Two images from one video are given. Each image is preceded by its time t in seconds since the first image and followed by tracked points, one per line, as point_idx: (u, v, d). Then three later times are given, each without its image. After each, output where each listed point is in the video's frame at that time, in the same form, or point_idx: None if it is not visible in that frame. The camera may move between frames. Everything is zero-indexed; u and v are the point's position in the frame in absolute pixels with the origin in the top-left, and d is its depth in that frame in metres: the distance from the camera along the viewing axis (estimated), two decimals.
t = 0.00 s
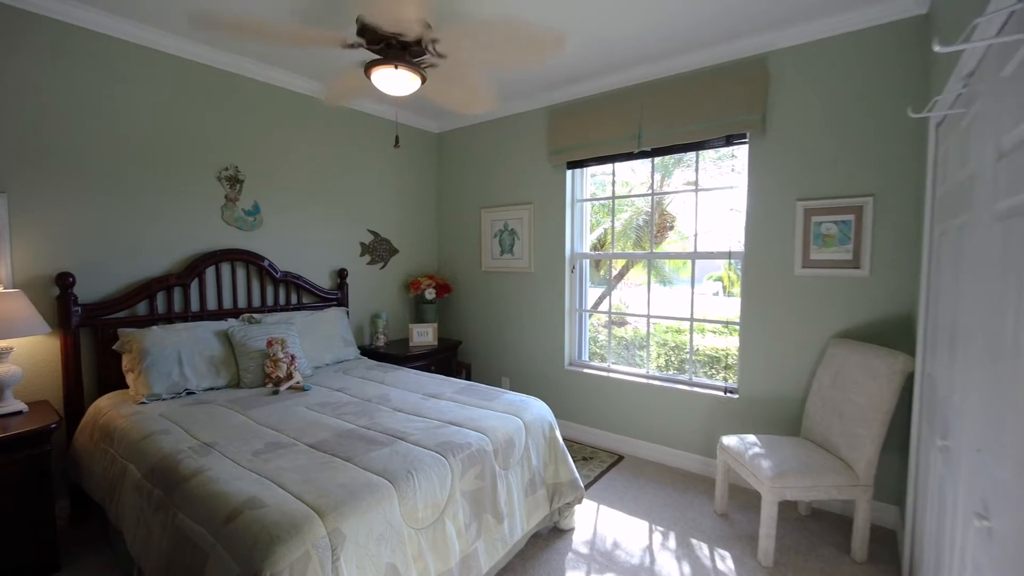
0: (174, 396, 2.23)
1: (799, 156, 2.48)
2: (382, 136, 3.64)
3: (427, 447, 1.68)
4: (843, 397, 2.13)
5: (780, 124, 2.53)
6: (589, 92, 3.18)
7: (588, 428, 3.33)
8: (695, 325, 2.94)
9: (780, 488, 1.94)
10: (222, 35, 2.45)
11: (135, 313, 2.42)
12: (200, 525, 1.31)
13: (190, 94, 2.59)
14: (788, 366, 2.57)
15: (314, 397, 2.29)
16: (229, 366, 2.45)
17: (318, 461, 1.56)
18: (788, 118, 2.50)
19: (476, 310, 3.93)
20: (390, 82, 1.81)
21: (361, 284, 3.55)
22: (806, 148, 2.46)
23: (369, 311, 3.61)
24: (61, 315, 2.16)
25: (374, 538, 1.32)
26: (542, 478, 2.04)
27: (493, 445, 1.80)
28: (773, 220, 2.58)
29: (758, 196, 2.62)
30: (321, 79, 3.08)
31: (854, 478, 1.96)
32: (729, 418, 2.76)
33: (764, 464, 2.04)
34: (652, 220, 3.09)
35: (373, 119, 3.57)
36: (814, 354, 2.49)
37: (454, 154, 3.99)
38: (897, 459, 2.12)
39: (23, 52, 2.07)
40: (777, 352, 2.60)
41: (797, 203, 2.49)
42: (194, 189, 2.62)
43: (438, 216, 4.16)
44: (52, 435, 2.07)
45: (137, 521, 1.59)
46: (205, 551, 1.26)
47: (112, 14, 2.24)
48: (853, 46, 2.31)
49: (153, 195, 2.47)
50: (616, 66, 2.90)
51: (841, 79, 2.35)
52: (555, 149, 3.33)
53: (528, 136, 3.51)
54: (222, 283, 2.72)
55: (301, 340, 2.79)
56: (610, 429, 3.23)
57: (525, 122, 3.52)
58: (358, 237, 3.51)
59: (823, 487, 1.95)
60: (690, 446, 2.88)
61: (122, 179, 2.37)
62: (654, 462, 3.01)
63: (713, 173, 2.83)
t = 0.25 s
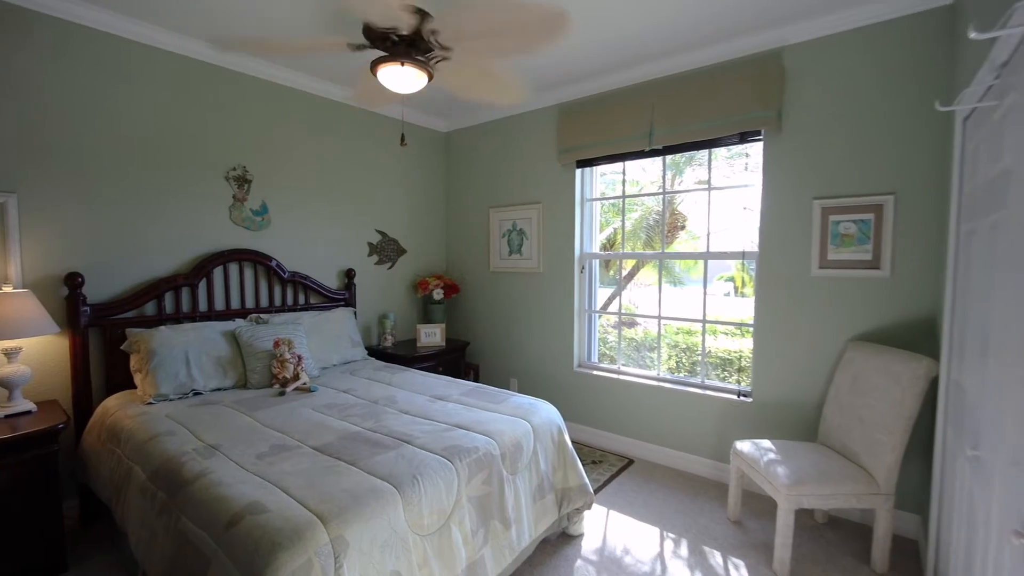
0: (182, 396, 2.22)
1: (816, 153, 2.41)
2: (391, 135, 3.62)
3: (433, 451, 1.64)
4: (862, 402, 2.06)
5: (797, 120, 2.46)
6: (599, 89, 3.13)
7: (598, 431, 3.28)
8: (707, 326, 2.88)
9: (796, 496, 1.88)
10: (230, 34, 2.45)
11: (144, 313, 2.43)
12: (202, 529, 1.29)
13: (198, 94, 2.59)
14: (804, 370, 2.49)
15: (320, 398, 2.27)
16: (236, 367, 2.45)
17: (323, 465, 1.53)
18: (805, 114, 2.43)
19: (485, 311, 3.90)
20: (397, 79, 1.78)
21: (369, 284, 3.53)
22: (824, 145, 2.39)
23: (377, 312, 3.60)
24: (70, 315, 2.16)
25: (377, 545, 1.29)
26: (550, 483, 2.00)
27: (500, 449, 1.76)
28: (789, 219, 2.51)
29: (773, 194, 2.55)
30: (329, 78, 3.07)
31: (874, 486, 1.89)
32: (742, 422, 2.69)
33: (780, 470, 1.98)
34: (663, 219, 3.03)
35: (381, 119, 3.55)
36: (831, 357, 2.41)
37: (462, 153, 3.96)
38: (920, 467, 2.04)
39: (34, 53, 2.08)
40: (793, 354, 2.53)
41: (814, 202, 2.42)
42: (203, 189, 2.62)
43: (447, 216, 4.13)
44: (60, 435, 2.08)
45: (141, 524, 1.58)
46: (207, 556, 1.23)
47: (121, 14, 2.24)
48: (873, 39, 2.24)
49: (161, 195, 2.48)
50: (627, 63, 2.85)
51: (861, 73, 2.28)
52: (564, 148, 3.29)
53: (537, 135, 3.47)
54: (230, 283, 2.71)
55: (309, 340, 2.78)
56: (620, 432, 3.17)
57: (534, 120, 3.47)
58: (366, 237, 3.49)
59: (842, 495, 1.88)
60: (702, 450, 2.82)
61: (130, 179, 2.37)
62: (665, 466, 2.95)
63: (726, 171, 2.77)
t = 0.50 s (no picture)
0: (191, 397, 2.22)
1: (838, 149, 2.32)
2: (400, 134, 3.60)
3: (441, 455, 1.61)
4: (886, 408, 1.98)
5: (817, 115, 2.38)
6: (611, 86, 3.07)
7: (609, 434, 3.22)
8: (722, 328, 2.81)
9: (817, 505, 1.81)
10: (239, 34, 2.44)
11: (154, 314, 2.43)
12: (206, 534, 1.27)
13: (208, 94, 2.59)
14: (824, 373, 2.42)
15: (328, 399, 2.25)
16: (245, 367, 2.44)
17: (329, 468, 1.50)
18: (825, 109, 2.35)
19: (495, 311, 3.86)
20: (405, 76, 1.75)
21: (378, 284, 3.52)
22: (846, 140, 2.31)
23: (386, 312, 3.58)
24: (82, 315, 2.17)
25: (383, 552, 1.26)
26: (561, 489, 1.95)
27: (509, 454, 1.72)
28: (808, 218, 2.43)
29: (792, 192, 2.47)
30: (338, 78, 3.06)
31: (899, 496, 1.81)
32: (759, 427, 2.62)
33: (800, 478, 1.90)
34: (677, 218, 2.96)
35: (391, 118, 3.53)
36: (853, 360, 2.33)
37: (472, 152, 3.93)
38: (947, 476, 1.96)
39: (47, 54, 2.10)
40: (812, 357, 2.45)
41: (835, 200, 2.34)
42: (213, 189, 2.62)
43: (456, 215, 4.10)
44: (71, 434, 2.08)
45: (148, 526, 1.57)
46: (211, 562, 1.21)
47: (132, 15, 2.25)
48: (898, 31, 2.15)
49: (172, 195, 2.48)
50: (640, 58, 2.79)
51: (885, 66, 2.19)
52: (575, 146, 3.24)
53: (548, 133, 3.42)
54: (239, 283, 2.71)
55: (318, 341, 2.76)
56: (632, 435, 3.11)
57: (545, 119, 3.42)
58: (375, 237, 3.48)
59: (865, 505, 1.81)
60: (717, 455, 2.75)
61: (141, 180, 2.38)
62: (678, 471, 2.88)
63: (742, 169, 2.69)
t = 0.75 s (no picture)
0: (199, 397, 2.21)
1: (857, 146, 2.25)
2: (409, 133, 3.58)
3: (448, 459, 1.58)
4: (908, 414, 1.91)
5: (835, 111, 2.31)
6: (622, 83, 3.02)
7: (619, 437, 3.17)
8: (735, 329, 2.74)
9: (836, 514, 1.75)
10: (248, 33, 2.43)
11: (163, 313, 2.43)
12: (209, 538, 1.25)
13: (217, 94, 2.58)
14: (841, 377, 2.35)
15: (335, 400, 2.23)
16: (253, 367, 2.43)
17: (334, 472, 1.48)
18: (844, 104, 2.28)
19: (503, 312, 3.83)
20: (412, 72, 1.73)
21: (386, 284, 3.50)
22: (865, 137, 2.24)
23: (395, 312, 3.56)
24: (92, 315, 2.18)
25: (388, 559, 1.23)
26: (570, 493, 1.91)
27: (518, 458, 1.69)
28: (826, 216, 2.36)
29: (809, 190, 2.40)
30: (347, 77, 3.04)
31: (923, 506, 1.74)
32: (774, 431, 2.55)
33: (818, 485, 1.84)
34: (689, 217, 2.90)
35: (399, 117, 3.51)
36: (872, 363, 2.26)
37: (481, 151, 3.90)
38: (972, 484, 1.89)
39: (58, 55, 2.10)
40: (829, 360, 2.38)
41: (854, 198, 2.27)
42: (222, 189, 2.62)
43: (465, 215, 4.07)
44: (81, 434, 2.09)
45: (153, 527, 1.56)
46: (214, 567, 1.19)
47: (141, 15, 2.25)
48: (921, 23, 2.08)
49: (181, 195, 2.48)
50: (652, 54, 2.74)
51: (907, 59, 2.12)
52: (585, 144, 3.19)
53: (557, 131, 3.38)
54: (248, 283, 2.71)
55: (326, 341, 2.75)
56: (643, 438, 3.06)
57: (554, 117, 3.38)
58: (384, 237, 3.47)
59: (887, 515, 1.74)
60: (730, 459, 2.69)
61: (151, 179, 2.38)
62: (690, 475, 2.82)
63: (756, 167, 2.63)
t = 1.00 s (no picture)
0: (210, 396, 2.21)
1: (882, 141, 2.17)
2: (419, 132, 3.56)
3: (458, 462, 1.55)
4: (937, 419, 1.83)
5: (858, 105, 2.22)
6: (635, 79, 2.96)
7: (632, 440, 3.11)
8: (753, 330, 2.67)
9: (860, 524, 1.68)
10: (259, 33, 2.43)
11: (176, 313, 2.44)
12: (216, 540, 1.24)
13: (229, 94, 2.59)
14: (864, 380, 2.27)
15: (345, 401, 2.22)
16: (264, 367, 2.43)
17: (342, 474, 1.46)
18: (868, 98, 2.20)
19: (514, 311, 3.79)
20: (421, 68, 1.70)
21: (397, 283, 3.49)
22: (890, 131, 2.15)
23: (405, 312, 3.55)
24: (105, 314, 2.19)
25: (395, 565, 1.20)
26: (582, 498, 1.87)
27: (528, 461, 1.65)
28: (848, 214, 2.28)
29: (830, 187, 2.32)
30: (357, 76, 3.03)
31: (953, 517, 1.66)
32: (793, 436, 2.48)
33: (840, 493, 1.77)
34: (705, 215, 2.83)
35: (410, 116, 3.50)
36: (897, 366, 2.18)
37: (492, 150, 3.87)
38: (1005, 494, 1.80)
39: (73, 56, 2.11)
40: (851, 363, 2.30)
41: (878, 195, 2.18)
42: (233, 189, 2.62)
43: (476, 214, 4.04)
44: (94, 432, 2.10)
45: (163, 528, 1.55)
46: (220, 570, 1.18)
47: (153, 15, 2.25)
48: (949, 11, 1.99)
49: (192, 195, 2.48)
50: (666, 49, 2.67)
51: (935, 50, 2.03)
52: (598, 142, 3.14)
53: (569, 129, 3.33)
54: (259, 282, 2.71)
55: (336, 341, 2.75)
56: (656, 442, 2.99)
57: (566, 114, 3.33)
58: (394, 236, 3.45)
59: (915, 525, 1.66)
60: (747, 464, 2.62)
61: (164, 179, 2.39)
62: (705, 480, 2.76)
63: (774, 164, 2.56)
